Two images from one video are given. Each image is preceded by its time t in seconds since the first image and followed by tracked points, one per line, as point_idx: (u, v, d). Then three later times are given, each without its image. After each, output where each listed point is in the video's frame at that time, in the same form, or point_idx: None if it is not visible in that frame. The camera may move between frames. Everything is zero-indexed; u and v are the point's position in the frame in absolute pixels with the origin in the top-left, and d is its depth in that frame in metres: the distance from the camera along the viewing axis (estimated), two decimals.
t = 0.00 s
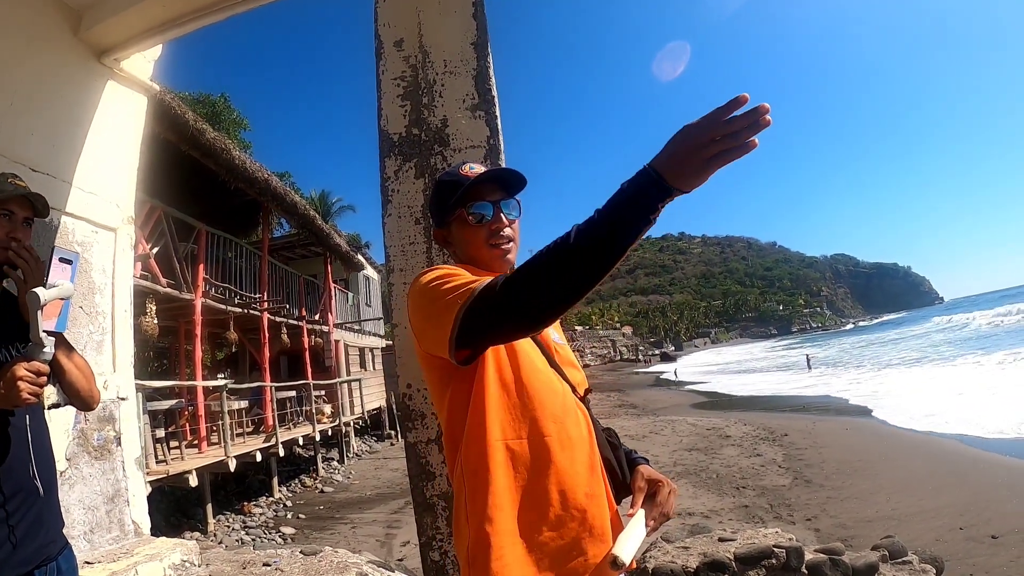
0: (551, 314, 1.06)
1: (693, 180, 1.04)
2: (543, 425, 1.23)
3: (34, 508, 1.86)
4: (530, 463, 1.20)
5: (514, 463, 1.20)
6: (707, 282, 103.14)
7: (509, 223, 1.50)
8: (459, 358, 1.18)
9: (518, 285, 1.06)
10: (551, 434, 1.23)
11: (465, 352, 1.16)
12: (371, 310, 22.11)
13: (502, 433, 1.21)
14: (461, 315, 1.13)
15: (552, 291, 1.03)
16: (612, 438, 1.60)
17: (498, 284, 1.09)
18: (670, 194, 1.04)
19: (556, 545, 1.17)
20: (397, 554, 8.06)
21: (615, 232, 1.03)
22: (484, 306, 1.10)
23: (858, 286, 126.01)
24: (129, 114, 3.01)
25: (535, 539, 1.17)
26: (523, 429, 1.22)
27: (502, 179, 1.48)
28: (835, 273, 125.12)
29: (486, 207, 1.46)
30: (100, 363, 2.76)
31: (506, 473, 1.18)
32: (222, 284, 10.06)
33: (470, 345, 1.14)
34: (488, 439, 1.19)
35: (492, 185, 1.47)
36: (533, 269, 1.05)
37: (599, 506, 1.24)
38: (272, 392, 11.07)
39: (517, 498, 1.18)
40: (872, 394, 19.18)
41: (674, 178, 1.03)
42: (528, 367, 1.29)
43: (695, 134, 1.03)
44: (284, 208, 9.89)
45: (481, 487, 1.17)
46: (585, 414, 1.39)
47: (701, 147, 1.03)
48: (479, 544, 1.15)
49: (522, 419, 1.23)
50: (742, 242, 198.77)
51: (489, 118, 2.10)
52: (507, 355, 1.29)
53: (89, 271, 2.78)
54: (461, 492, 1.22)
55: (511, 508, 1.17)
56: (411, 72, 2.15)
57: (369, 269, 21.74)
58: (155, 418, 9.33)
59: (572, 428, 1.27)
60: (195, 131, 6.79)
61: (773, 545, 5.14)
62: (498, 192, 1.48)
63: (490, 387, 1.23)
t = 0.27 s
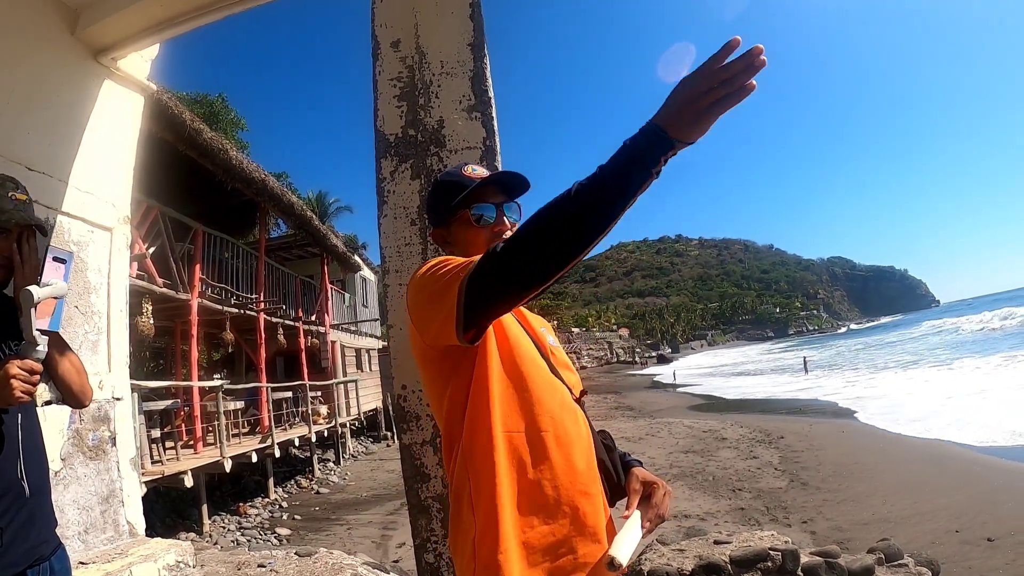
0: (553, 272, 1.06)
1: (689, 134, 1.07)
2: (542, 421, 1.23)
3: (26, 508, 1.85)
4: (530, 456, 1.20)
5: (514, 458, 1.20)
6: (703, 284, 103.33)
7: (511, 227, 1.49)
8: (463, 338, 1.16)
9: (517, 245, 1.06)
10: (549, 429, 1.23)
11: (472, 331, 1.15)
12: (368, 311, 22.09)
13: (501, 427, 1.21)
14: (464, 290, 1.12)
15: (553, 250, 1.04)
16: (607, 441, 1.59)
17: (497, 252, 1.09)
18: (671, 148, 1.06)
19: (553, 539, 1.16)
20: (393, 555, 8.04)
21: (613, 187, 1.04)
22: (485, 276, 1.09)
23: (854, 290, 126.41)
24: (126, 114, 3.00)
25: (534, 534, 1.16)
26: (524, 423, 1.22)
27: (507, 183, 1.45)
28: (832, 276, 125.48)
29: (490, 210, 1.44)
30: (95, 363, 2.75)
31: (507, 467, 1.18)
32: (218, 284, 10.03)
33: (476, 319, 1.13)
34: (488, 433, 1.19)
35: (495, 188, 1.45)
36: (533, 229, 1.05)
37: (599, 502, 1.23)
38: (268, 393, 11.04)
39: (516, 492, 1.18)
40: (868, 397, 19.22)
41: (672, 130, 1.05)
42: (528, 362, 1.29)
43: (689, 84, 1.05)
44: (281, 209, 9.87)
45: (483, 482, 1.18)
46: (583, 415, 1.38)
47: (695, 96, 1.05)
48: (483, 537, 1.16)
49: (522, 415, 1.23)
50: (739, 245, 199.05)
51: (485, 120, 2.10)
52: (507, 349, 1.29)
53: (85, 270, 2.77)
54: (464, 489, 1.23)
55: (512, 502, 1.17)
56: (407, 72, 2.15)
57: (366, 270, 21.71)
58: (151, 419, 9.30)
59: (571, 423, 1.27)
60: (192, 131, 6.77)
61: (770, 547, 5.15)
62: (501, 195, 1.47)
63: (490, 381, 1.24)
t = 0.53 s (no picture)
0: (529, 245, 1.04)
1: (644, 77, 1.04)
2: (539, 421, 1.23)
3: (21, 511, 1.84)
4: (527, 456, 1.20)
5: (512, 456, 1.20)
6: (700, 285, 103.48)
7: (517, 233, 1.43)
8: (454, 331, 1.16)
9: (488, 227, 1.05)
10: (547, 429, 1.22)
11: (462, 325, 1.14)
12: (365, 311, 22.06)
13: (499, 426, 1.21)
14: (449, 285, 1.12)
15: (524, 223, 1.02)
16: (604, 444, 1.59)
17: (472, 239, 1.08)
18: (630, 94, 1.03)
19: (549, 540, 1.16)
20: (390, 556, 8.03)
21: (572, 146, 1.02)
22: (467, 264, 1.08)
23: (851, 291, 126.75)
24: (122, 114, 2.99)
25: (530, 533, 1.16)
26: (521, 423, 1.22)
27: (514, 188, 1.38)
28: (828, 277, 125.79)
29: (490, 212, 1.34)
30: (91, 364, 2.74)
31: (504, 465, 1.18)
32: (215, 285, 10.00)
33: (466, 311, 1.12)
34: (487, 433, 1.19)
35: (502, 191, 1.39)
36: (502, 208, 1.04)
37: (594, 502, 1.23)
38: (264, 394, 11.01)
39: (513, 491, 1.18)
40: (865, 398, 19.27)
41: (622, 75, 1.02)
42: (526, 361, 1.29)
43: (631, 27, 1.03)
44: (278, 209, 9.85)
45: (480, 480, 1.18)
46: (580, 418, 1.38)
47: (642, 36, 1.02)
48: (481, 535, 1.16)
49: (520, 413, 1.23)
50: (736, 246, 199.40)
51: (481, 121, 2.10)
52: (506, 348, 1.29)
53: (81, 271, 2.75)
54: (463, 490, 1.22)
55: (509, 501, 1.17)
56: (404, 74, 2.14)
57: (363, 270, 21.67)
58: (148, 420, 9.27)
59: (567, 424, 1.27)
60: (189, 131, 6.75)
61: (766, 549, 5.15)
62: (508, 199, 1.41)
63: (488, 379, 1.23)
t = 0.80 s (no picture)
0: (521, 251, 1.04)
1: (636, 83, 1.03)
2: (534, 424, 1.22)
3: (15, 511, 1.83)
4: (521, 460, 1.20)
5: (505, 461, 1.20)
6: (697, 287, 103.61)
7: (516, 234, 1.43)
8: (448, 335, 1.16)
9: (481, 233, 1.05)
10: (542, 433, 1.22)
11: (455, 331, 1.15)
12: (362, 313, 22.02)
13: (494, 429, 1.21)
14: (441, 290, 1.12)
15: (515, 228, 1.02)
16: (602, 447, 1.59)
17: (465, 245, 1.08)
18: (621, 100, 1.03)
19: (543, 544, 1.16)
20: (386, 559, 8.00)
21: (563, 151, 1.02)
22: (459, 270, 1.08)
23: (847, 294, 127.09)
24: (119, 114, 2.98)
25: (524, 537, 1.16)
26: (516, 427, 1.22)
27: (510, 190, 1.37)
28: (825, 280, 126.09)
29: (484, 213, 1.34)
30: (87, 365, 2.73)
31: (499, 469, 1.18)
32: (212, 285, 9.98)
33: (459, 317, 1.12)
34: (481, 436, 1.19)
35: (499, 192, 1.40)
36: (495, 213, 1.04)
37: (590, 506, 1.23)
38: (261, 395, 10.98)
39: (508, 496, 1.18)
40: (861, 400, 19.31)
41: (613, 80, 1.02)
42: (522, 364, 1.29)
43: (623, 31, 1.02)
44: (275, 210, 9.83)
45: (473, 483, 1.18)
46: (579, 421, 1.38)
47: (633, 40, 1.01)
48: (475, 538, 1.16)
49: (514, 416, 1.22)
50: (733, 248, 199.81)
51: (479, 122, 2.10)
52: (502, 350, 1.29)
53: (77, 271, 2.74)
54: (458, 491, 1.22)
55: (503, 505, 1.17)
56: (401, 75, 2.14)
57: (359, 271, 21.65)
58: (144, 421, 9.24)
59: (563, 427, 1.27)
60: (186, 132, 6.74)
61: (763, 551, 5.16)
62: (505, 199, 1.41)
63: (483, 383, 1.23)
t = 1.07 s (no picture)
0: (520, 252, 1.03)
1: (638, 87, 1.03)
2: (532, 424, 1.22)
3: (12, 510, 1.82)
4: (519, 460, 1.20)
5: (503, 461, 1.20)
6: (695, 289, 103.72)
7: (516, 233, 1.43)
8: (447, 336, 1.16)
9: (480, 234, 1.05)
10: (540, 433, 1.22)
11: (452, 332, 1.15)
12: (360, 314, 21.99)
13: (492, 429, 1.20)
14: (439, 290, 1.12)
15: (514, 230, 1.02)
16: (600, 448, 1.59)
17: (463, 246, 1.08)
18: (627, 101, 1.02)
19: (540, 544, 1.16)
20: (383, 560, 7.99)
21: (565, 153, 1.02)
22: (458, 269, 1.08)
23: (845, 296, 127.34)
24: (117, 114, 2.98)
25: (522, 537, 1.16)
26: (514, 427, 1.21)
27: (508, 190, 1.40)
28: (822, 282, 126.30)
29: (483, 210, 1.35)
30: (84, 365, 2.72)
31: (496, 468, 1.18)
32: (209, 286, 9.96)
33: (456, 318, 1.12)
34: (478, 436, 1.18)
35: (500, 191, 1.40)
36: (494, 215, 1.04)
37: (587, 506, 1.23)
38: (258, 396, 10.95)
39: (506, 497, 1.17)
40: (858, 402, 19.34)
41: (618, 82, 1.01)
42: (521, 364, 1.29)
43: (628, 35, 1.01)
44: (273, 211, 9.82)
45: (471, 484, 1.18)
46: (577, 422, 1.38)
47: (637, 44, 1.01)
48: (473, 539, 1.16)
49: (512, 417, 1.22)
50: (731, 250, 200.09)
51: (476, 123, 2.10)
52: (501, 350, 1.29)
53: (74, 271, 2.73)
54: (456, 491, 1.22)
55: (501, 507, 1.16)
56: (399, 75, 2.14)
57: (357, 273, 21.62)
58: (141, 421, 9.22)
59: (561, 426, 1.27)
60: (184, 132, 6.72)
61: (761, 553, 5.16)
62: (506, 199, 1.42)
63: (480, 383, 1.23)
